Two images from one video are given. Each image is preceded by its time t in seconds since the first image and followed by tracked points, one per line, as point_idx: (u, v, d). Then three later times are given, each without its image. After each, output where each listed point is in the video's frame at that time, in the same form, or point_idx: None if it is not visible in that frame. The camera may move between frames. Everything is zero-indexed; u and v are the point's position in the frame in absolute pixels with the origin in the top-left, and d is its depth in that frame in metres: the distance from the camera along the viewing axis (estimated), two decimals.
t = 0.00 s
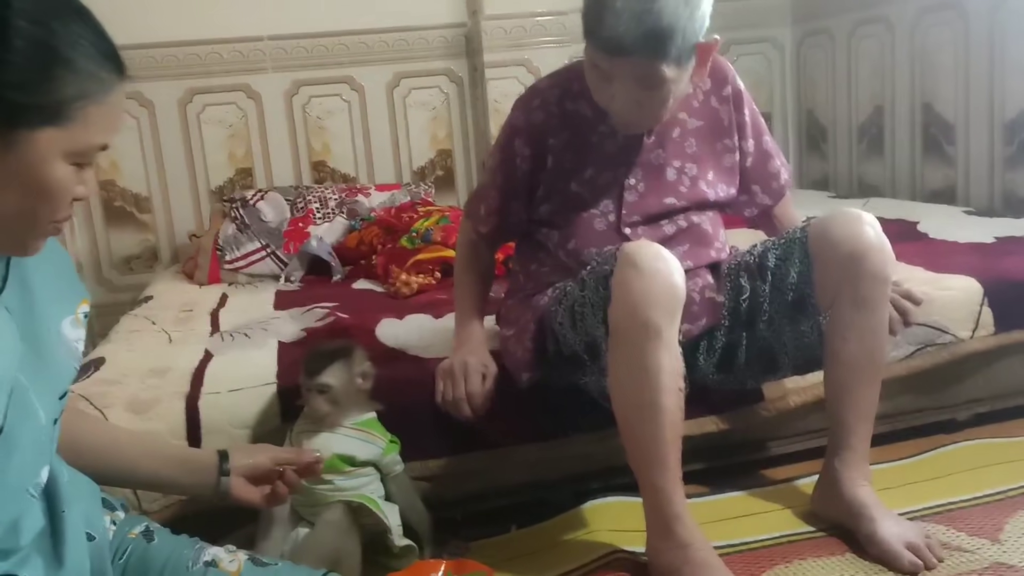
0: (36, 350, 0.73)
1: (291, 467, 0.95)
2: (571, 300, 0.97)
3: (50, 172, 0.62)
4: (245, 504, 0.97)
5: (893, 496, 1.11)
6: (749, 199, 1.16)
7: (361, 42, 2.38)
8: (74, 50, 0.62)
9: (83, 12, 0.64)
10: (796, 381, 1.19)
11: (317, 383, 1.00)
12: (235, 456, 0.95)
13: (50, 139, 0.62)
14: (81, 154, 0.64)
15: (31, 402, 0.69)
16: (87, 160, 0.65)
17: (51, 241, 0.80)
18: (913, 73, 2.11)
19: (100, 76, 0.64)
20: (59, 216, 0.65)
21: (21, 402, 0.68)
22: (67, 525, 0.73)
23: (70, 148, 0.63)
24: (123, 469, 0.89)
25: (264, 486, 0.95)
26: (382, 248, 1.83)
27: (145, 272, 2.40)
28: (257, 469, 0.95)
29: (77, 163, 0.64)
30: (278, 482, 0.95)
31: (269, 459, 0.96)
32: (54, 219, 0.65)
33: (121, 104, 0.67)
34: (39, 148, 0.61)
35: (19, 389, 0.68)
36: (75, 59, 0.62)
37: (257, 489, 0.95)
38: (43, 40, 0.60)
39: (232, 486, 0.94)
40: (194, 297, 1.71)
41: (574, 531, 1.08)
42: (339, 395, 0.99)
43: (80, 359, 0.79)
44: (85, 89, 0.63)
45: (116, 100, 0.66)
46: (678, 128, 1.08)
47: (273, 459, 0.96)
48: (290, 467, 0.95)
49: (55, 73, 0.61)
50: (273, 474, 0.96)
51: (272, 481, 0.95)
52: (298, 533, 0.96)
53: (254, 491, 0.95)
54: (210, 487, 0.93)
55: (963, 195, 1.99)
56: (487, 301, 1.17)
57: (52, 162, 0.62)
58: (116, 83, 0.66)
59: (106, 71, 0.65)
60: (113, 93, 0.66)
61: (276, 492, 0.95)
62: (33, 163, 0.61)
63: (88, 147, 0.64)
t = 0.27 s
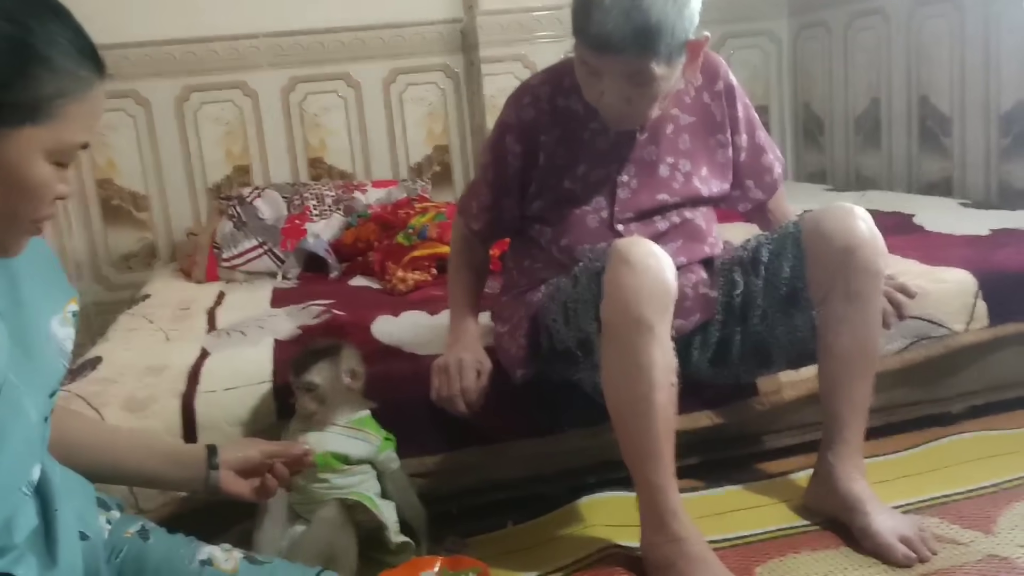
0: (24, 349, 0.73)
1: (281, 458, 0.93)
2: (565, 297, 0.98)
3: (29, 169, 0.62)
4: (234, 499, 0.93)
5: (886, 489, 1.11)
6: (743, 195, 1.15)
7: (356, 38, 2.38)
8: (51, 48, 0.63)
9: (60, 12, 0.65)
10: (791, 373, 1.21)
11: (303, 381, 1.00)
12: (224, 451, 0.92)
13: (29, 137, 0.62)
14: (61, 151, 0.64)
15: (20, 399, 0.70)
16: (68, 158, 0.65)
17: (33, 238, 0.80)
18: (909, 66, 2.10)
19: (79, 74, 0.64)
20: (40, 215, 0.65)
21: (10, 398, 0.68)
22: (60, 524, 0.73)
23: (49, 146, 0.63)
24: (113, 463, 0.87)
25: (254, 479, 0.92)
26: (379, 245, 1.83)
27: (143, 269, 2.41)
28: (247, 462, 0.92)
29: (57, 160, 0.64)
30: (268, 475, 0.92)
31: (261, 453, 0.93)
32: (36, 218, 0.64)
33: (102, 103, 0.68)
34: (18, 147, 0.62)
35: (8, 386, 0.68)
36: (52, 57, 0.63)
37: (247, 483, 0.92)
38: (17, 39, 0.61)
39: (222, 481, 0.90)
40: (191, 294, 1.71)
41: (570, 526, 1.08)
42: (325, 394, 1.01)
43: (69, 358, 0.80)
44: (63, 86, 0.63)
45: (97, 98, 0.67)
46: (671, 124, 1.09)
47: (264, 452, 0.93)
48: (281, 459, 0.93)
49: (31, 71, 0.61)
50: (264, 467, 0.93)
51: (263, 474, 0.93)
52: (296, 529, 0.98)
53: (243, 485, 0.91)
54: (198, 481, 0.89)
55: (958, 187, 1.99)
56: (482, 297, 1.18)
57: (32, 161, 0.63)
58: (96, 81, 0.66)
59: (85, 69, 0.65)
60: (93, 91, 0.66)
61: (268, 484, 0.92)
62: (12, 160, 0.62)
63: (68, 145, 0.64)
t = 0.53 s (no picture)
0: (22, 353, 0.73)
1: (279, 460, 0.94)
2: (567, 297, 0.97)
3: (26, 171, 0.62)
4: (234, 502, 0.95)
5: (892, 488, 1.11)
6: (746, 193, 1.15)
7: (357, 38, 2.38)
8: (46, 49, 0.62)
9: (54, 12, 0.65)
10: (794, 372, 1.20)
11: (314, 385, 1.01)
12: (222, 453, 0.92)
13: (25, 139, 0.62)
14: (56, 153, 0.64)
15: (19, 402, 0.69)
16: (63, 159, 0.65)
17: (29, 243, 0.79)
18: (911, 63, 2.09)
19: (74, 75, 0.64)
20: (35, 216, 0.65)
21: (8, 400, 0.68)
22: (61, 528, 0.73)
23: (45, 147, 0.63)
24: (115, 465, 0.86)
25: (252, 481, 0.93)
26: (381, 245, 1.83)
27: (146, 271, 2.41)
28: (245, 464, 0.93)
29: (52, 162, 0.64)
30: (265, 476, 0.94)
31: (258, 455, 0.94)
32: (32, 219, 0.64)
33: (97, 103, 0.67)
34: (14, 148, 0.62)
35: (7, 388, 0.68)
36: (47, 57, 0.62)
37: (245, 484, 0.93)
38: (13, 39, 0.60)
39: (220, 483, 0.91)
40: (194, 296, 1.71)
41: (575, 527, 1.07)
42: (336, 395, 1.01)
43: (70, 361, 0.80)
44: (58, 88, 0.63)
45: (92, 99, 0.66)
46: (673, 123, 1.08)
47: (261, 454, 0.94)
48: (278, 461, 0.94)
49: (27, 72, 0.61)
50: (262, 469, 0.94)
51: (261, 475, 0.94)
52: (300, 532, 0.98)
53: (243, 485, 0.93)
54: (197, 484, 0.90)
55: (962, 183, 1.99)
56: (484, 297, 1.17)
57: (28, 163, 0.62)
58: (91, 82, 0.66)
59: (81, 70, 0.65)
60: (88, 92, 0.66)
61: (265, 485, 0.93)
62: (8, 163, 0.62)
63: (63, 146, 0.64)
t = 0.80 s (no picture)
0: (38, 354, 0.73)
1: (292, 461, 0.93)
2: (580, 297, 0.97)
3: (37, 172, 0.62)
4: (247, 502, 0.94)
5: (907, 490, 1.10)
6: (760, 193, 1.15)
7: (368, 38, 2.38)
8: (60, 50, 0.62)
9: (69, 14, 0.65)
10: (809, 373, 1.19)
11: (321, 383, 1.01)
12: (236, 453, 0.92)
13: (39, 139, 0.62)
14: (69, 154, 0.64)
15: (36, 403, 0.70)
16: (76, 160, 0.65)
17: (40, 242, 0.79)
18: (924, 62, 2.08)
19: (87, 75, 0.64)
20: (47, 217, 0.65)
21: (24, 405, 0.68)
22: (77, 528, 0.73)
23: (57, 147, 0.63)
24: (129, 465, 0.87)
25: (265, 482, 0.93)
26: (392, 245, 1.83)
27: (157, 270, 2.41)
28: (258, 464, 0.93)
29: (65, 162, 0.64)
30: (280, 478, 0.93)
31: (271, 455, 0.94)
32: (44, 219, 0.65)
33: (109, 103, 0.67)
34: (27, 149, 0.62)
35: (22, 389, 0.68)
36: (61, 58, 0.62)
37: (258, 485, 0.92)
38: (28, 41, 0.60)
39: (232, 484, 0.90)
40: (206, 296, 1.71)
41: (586, 528, 1.07)
42: (344, 393, 1.02)
43: (85, 361, 0.80)
44: (71, 88, 0.63)
45: (105, 100, 0.66)
46: (687, 124, 1.08)
47: (275, 454, 0.94)
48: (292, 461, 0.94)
49: (40, 73, 0.61)
50: (275, 469, 0.94)
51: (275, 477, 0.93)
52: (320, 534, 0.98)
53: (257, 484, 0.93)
54: (209, 484, 0.90)
55: (976, 183, 1.97)
56: (497, 298, 1.17)
57: (41, 163, 0.62)
58: (103, 82, 0.66)
59: (93, 71, 0.65)
60: (100, 93, 0.66)
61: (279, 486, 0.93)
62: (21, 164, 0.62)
63: (76, 147, 0.64)
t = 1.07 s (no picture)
0: (59, 350, 0.73)
1: (310, 460, 0.92)
2: (605, 294, 0.96)
3: (60, 167, 0.62)
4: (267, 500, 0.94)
5: (935, 489, 1.09)
6: (787, 188, 1.13)
7: (387, 31, 2.37)
8: (82, 43, 0.62)
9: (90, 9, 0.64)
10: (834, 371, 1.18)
11: (337, 379, 1.00)
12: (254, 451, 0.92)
13: (61, 134, 0.61)
14: (91, 149, 0.64)
15: (59, 398, 0.70)
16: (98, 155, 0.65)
17: (63, 238, 0.78)
18: (950, 55, 2.05)
19: (108, 69, 0.63)
20: (69, 213, 0.64)
21: (46, 399, 0.69)
22: (101, 524, 0.73)
23: (80, 142, 0.63)
24: (148, 463, 0.87)
25: (284, 481, 0.92)
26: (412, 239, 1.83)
27: (177, 264, 2.42)
28: (277, 462, 0.92)
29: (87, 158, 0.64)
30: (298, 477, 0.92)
31: (290, 452, 0.93)
32: (66, 215, 0.64)
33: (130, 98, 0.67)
34: (49, 143, 0.61)
35: (44, 386, 0.69)
36: (84, 52, 0.62)
37: (277, 484, 0.92)
38: (50, 35, 0.60)
39: (252, 481, 0.90)
40: (226, 290, 1.72)
41: (609, 526, 1.06)
42: (360, 389, 1.01)
43: (107, 357, 0.78)
44: (93, 82, 0.62)
45: (126, 94, 0.66)
46: (713, 118, 1.06)
47: (294, 453, 0.93)
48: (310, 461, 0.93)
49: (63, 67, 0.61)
50: (293, 469, 0.93)
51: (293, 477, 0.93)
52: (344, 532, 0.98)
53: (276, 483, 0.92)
54: (228, 481, 0.90)
55: (1002, 178, 1.94)
56: (519, 294, 1.16)
57: (63, 157, 0.62)
58: (124, 76, 0.66)
59: (114, 65, 0.64)
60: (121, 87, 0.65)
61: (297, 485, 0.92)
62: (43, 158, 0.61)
63: (98, 142, 0.64)
